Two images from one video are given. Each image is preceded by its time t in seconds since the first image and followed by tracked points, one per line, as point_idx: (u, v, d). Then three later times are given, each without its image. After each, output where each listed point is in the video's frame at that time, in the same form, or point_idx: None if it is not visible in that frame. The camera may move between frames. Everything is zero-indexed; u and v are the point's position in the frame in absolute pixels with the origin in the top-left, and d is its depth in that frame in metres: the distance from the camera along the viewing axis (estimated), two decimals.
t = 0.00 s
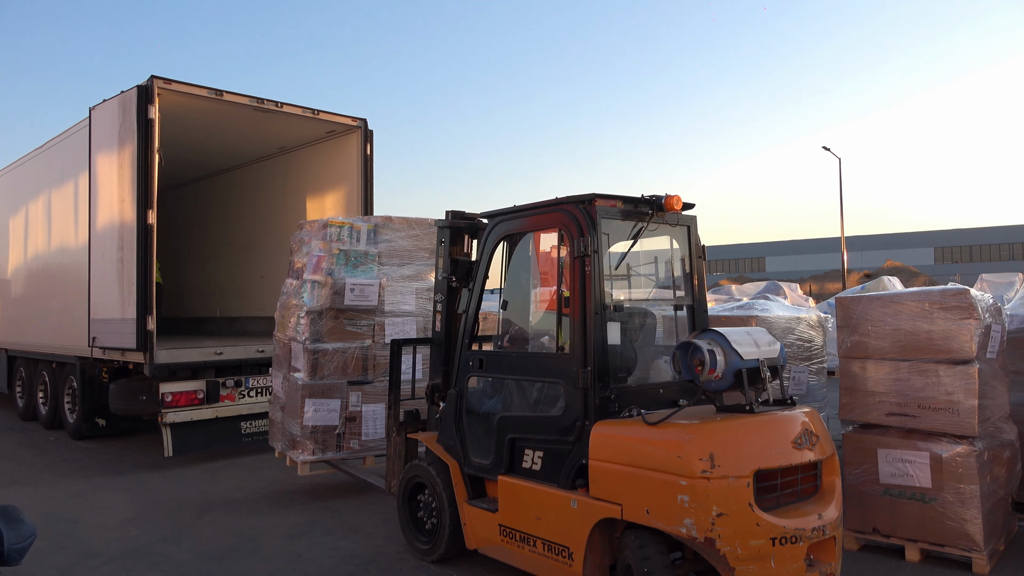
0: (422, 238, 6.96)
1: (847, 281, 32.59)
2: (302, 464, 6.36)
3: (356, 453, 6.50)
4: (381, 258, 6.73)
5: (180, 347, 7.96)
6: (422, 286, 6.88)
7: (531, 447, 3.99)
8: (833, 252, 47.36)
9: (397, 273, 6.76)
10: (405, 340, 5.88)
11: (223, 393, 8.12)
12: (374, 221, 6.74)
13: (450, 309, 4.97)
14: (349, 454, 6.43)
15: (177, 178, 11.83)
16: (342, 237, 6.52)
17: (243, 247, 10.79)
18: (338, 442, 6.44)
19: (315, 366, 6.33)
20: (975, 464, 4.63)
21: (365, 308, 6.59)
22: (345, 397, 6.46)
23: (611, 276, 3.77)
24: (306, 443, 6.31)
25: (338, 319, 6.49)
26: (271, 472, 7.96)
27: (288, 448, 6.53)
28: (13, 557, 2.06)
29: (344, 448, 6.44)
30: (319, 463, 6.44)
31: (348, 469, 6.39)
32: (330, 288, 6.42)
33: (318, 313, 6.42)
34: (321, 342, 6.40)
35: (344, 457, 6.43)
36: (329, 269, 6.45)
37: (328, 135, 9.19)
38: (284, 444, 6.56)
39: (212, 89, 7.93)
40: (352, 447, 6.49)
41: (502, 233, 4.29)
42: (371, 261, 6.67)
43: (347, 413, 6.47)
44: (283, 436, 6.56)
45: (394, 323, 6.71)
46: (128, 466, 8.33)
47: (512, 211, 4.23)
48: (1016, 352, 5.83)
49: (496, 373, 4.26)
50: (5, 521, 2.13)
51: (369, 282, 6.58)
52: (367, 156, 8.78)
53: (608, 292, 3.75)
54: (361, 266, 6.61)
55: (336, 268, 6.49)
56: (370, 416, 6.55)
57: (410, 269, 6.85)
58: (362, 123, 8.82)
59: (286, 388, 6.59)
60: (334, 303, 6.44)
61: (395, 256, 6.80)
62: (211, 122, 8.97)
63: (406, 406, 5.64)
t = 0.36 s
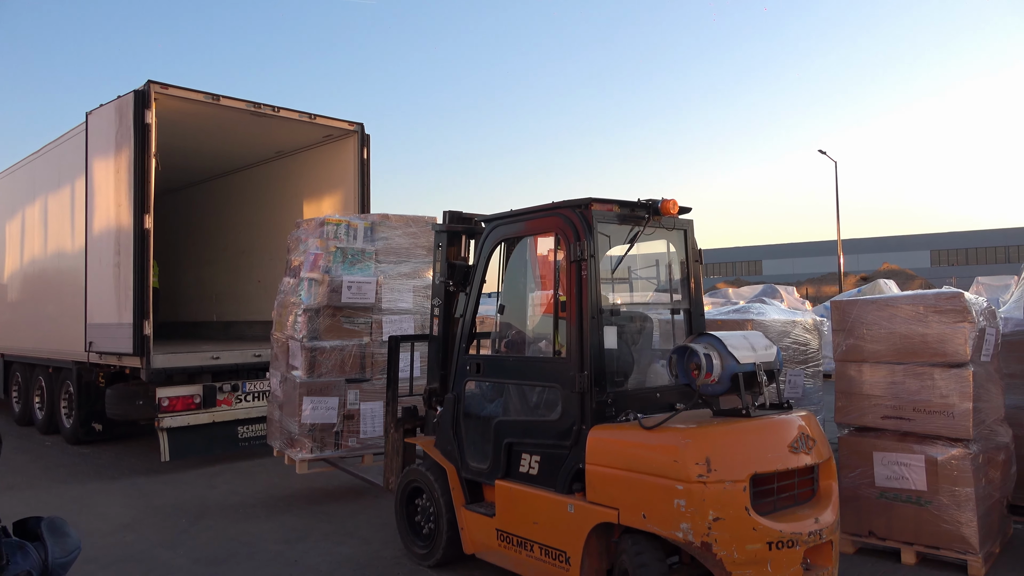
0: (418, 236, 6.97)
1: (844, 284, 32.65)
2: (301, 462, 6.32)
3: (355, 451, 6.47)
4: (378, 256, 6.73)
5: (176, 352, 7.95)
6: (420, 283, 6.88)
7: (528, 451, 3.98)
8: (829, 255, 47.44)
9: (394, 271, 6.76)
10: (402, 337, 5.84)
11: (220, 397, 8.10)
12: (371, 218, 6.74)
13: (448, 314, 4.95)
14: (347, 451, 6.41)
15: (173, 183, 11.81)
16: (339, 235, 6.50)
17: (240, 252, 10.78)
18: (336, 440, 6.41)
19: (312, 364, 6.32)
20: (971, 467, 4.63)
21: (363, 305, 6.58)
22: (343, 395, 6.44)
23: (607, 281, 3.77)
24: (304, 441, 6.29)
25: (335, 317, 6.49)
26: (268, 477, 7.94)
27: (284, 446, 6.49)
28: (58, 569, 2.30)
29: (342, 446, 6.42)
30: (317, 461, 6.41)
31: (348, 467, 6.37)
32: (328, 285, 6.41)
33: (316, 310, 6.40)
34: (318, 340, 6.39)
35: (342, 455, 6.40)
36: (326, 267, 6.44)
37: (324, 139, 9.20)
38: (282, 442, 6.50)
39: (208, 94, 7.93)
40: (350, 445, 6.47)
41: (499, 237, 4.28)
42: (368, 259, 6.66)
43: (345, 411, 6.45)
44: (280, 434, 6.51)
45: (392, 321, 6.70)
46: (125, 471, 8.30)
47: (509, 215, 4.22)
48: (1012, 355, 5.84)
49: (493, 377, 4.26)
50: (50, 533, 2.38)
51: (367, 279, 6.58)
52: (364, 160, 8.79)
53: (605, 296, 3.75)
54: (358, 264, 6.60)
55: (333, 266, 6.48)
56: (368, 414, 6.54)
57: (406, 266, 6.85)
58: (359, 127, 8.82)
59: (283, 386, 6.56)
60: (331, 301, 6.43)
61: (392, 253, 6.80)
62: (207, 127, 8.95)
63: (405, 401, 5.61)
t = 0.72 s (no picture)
0: (419, 232, 6.93)
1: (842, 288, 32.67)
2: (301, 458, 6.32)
3: (355, 447, 6.44)
4: (378, 251, 6.70)
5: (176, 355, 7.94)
6: (420, 279, 6.87)
7: (527, 454, 3.98)
8: (828, 258, 47.47)
9: (394, 267, 6.73)
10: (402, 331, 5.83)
11: (220, 400, 8.09)
12: (371, 214, 6.73)
13: (447, 318, 4.95)
14: (346, 447, 6.37)
15: (172, 186, 11.82)
16: (339, 231, 6.49)
17: (239, 255, 10.78)
18: (336, 436, 6.39)
19: (311, 360, 6.33)
20: (969, 469, 4.63)
21: (363, 301, 6.57)
22: (343, 391, 6.43)
23: (606, 284, 3.78)
24: (304, 437, 6.29)
25: (335, 313, 6.48)
26: (267, 480, 7.93)
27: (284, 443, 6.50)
28: None
29: (341, 442, 6.39)
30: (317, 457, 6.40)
31: (348, 463, 6.34)
32: (328, 281, 6.40)
33: (315, 306, 6.41)
34: (318, 336, 6.39)
35: (342, 451, 6.37)
36: (326, 263, 6.42)
37: (324, 142, 9.21)
38: (282, 439, 6.53)
39: (207, 97, 7.93)
40: (350, 441, 6.44)
41: (498, 240, 4.28)
42: (368, 255, 6.63)
43: (345, 407, 6.44)
44: (281, 430, 6.52)
45: (392, 317, 6.70)
46: (124, 475, 8.29)
47: (508, 219, 4.23)
48: (1011, 357, 5.83)
49: (492, 380, 4.26)
50: (75, 543, 2.51)
51: (367, 275, 6.54)
52: (363, 164, 8.81)
53: (603, 299, 3.75)
54: (359, 259, 6.57)
55: (333, 261, 6.46)
56: (368, 410, 6.51)
57: (406, 262, 6.83)
58: (358, 131, 8.84)
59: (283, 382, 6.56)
60: (331, 297, 6.42)
61: (392, 249, 6.77)
62: (206, 131, 8.96)
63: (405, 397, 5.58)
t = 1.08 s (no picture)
0: (419, 229, 6.94)
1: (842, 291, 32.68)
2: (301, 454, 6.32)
3: (355, 444, 6.45)
4: (379, 248, 6.69)
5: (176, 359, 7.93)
6: (420, 277, 6.88)
7: (527, 458, 3.98)
8: (828, 261, 47.48)
9: (394, 264, 6.75)
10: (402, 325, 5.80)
11: (220, 405, 8.09)
12: (372, 211, 6.71)
13: (447, 321, 4.94)
14: (347, 443, 6.38)
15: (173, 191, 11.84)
16: (339, 227, 6.48)
17: (238, 260, 10.80)
18: (336, 433, 6.39)
19: (312, 357, 6.33)
20: (969, 472, 4.63)
21: (363, 298, 6.56)
22: (343, 387, 6.43)
23: (605, 288, 3.78)
24: (305, 433, 6.29)
25: (336, 310, 6.48)
26: (267, 485, 7.93)
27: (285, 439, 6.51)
28: None
29: (342, 438, 6.39)
30: (317, 454, 6.40)
31: (348, 459, 6.34)
32: (328, 278, 6.39)
33: (316, 303, 6.41)
34: (318, 333, 6.39)
35: (343, 448, 6.38)
36: (326, 259, 6.42)
37: (323, 147, 9.22)
38: (282, 436, 6.53)
39: (207, 102, 7.94)
40: (350, 438, 6.45)
41: (498, 243, 4.29)
42: (368, 251, 6.62)
43: (345, 403, 6.44)
44: (281, 427, 6.53)
45: (392, 314, 6.70)
46: (124, 479, 8.28)
47: (508, 222, 4.23)
48: (1011, 359, 5.83)
49: (492, 384, 4.26)
50: (78, 555, 2.48)
51: (367, 272, 6.54)
52: (363, 168, 8.82)
53: (603, 302, 3.76)
54: (359, 256, 6.57)
55: (334, 258, 6.46)
56: (368, 406, 6.50)
57: (407, 260, 6.84)
58: (358, 135, 8.86)
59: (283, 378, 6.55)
60: (332, 293, 6.42)
61: (392, 246, 6.77)
62: (206, 135, 8.97)
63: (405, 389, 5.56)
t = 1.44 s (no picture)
0: (421, 224, 6.94)
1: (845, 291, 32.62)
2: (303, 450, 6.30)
3: (358, 439, 6.39)
4: (380, 243, 6.69)
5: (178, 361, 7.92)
6: (422, 271, 6.85)
7: (529, 459, 3.97)
8: (830, 262, 47.42)
9: (396, 258, 6.72)
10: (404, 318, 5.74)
11: (222, 407, 8.09)
12: (373, 206, 6.72)
13: (449, 323, 4.95)
14: (349, 438, 6.33)
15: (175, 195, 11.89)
16: (341, 222, 6.47)
17: (240, 262, 10.80)
18: (338, 428, 6.34)
19: (314, 351, 6.32)
20: (974, 473, 4.61)
21: (365, 293, 6.55)
22: (345, 382, 6.39)
23: (608, 290, 3.77)
24: (306, 428, 6.26)
25: (338, 304, 6.47)
26: (270, 487, 7.92)
27: (288, 435, 6.51)
28: None
29: (344, 433, 6.34)
30: (320, 449, 6.37)
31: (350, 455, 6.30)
32: (329, 272, 6.38)
33: (318, 298, 6.40)
34: (320, 327, 6.38)
35: (345, 443, 6.33)
36: (328, 254, 6.42)
37: (324, 149, 9.22)
38: (284, 431, 6.53)
39: (209, 105, 7.95)
40: (353, 432, 6.39)
41: (499, 245, 4.28)
42: (370, 246, 6.63)
43: (347, 398, 6.39)
44: (283, 422, 6.52)
45: (395, 308, 6.65)
46: (127, 482, 8.28)
47: (509, 223, 4.23)
48: (1015, 359, 5.81)
49: (494, 386, 4.25)
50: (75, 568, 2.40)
51: (368, 267, 6.53)
52: (365, 170, 8.82)
53: (605, 303, 3.75)
54: (360, 251, 6.56)
55: (335, 252, 6.46)
56: (370, 401, 6.45)
57: (409, 254, 6.81)
58: (359, 137, 8.86)
59: (285, 374, 6.55)
60: (333, 288, 6.41)
61: (394, 241, 6.76)
62: (207, 138, 8.98)
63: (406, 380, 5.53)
